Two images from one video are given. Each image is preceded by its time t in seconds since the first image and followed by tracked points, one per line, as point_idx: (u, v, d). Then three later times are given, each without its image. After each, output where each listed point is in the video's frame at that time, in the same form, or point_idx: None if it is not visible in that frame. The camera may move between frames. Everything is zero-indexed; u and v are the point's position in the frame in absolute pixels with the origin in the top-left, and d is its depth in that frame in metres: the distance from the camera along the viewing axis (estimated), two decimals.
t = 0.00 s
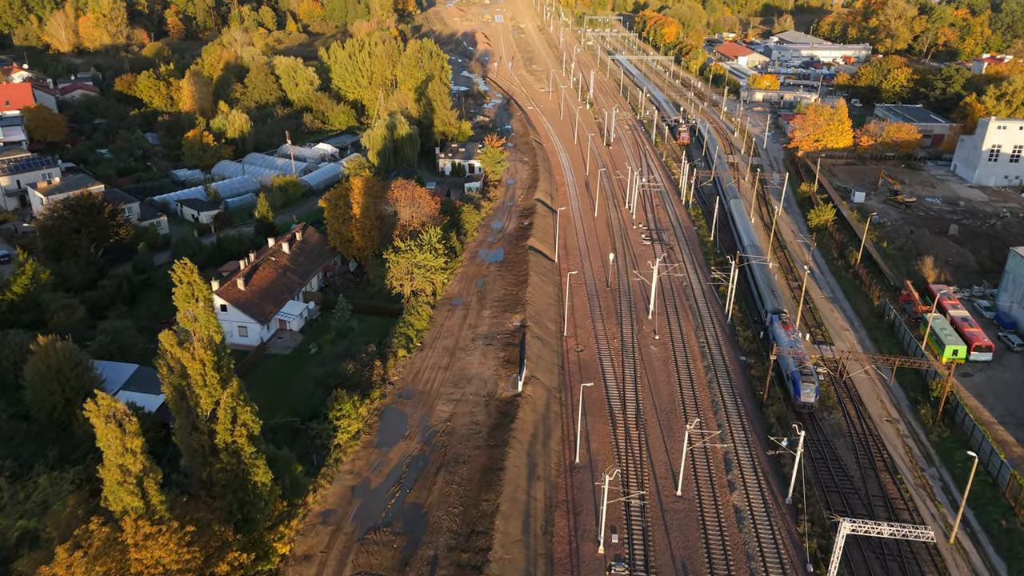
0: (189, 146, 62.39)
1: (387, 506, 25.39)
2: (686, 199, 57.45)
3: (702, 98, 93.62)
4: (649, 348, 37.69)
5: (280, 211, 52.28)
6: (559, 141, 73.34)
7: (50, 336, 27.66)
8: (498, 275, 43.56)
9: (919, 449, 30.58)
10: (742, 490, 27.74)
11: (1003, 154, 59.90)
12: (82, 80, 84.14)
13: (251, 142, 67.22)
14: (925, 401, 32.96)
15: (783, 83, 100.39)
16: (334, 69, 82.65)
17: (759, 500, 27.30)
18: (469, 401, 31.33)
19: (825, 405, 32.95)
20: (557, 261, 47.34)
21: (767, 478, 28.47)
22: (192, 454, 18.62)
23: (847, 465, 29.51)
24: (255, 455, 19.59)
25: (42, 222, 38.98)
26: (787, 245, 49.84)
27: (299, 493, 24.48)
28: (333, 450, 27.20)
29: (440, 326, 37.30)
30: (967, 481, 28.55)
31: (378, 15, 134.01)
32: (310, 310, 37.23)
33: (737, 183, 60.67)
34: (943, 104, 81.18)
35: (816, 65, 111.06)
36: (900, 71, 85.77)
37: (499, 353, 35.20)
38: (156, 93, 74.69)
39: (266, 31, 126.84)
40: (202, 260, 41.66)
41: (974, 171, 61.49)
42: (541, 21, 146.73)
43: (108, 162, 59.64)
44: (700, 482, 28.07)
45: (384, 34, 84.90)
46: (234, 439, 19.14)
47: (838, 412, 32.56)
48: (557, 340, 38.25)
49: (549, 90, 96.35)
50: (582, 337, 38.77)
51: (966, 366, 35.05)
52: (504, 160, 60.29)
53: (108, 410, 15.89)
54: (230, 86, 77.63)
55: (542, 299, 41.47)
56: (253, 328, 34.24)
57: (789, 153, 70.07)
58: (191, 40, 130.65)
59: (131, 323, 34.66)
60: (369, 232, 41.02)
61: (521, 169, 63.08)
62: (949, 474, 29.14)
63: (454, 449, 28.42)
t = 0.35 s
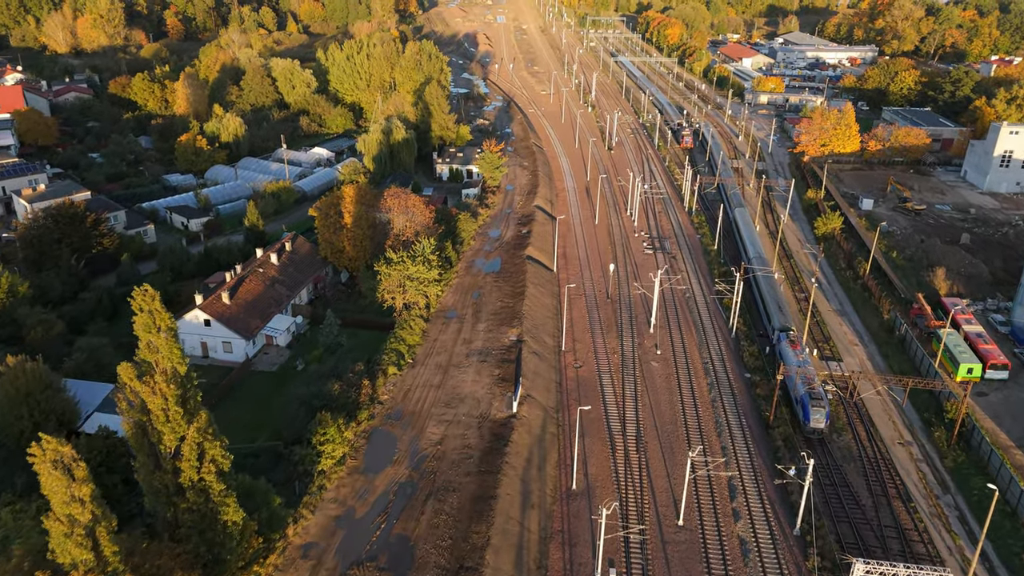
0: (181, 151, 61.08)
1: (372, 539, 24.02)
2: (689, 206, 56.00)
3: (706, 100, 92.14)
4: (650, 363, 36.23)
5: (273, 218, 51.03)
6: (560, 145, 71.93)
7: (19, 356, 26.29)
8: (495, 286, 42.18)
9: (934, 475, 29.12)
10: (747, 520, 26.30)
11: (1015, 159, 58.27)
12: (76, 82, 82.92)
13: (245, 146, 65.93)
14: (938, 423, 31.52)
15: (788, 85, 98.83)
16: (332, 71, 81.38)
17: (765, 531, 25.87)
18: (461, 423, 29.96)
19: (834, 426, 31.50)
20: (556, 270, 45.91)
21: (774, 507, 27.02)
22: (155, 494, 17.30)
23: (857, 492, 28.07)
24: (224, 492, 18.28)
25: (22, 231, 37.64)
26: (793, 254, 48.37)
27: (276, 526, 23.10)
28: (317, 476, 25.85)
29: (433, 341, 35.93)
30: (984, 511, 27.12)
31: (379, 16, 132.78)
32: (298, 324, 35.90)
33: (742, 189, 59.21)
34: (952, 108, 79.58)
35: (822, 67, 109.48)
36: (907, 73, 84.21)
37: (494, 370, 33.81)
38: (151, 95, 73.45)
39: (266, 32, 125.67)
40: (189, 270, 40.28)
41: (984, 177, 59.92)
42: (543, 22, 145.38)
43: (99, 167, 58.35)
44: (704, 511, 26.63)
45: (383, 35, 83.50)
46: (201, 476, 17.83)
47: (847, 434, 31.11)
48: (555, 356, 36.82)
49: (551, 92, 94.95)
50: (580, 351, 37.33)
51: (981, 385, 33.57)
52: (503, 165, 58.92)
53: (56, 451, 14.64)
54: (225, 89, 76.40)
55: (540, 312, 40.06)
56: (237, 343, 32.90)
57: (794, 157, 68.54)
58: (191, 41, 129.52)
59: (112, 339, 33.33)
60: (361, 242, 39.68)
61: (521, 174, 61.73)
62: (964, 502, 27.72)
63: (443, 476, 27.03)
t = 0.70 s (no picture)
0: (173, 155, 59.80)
1: None
2: (692, 213, 54.57)
3: (709, 103, 90.66)
4: (651, 380, 34.79)
5: (264, 225, 49.74)
6: (561, 149, 70.55)
7: None
8: (491, 297, 40.82)
9: (950, 504, 27.61)
10: (753, 554, 24.81)
11: None
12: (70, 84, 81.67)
13: (239, 151, 64.68)
14: (953, 448, 30.06)
15: (794, 88, 97.30)
16: (329, 73, 80.11)
17: (772, 564, 24.42)
18: (452, 447, 28.55)
19: (843, 450, 30.02)
20: (555, 281, 44.51)
21: (782, 539, 25.55)
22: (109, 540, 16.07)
23: (869, 523, 26.58)
24: (189, 536, 17.00)
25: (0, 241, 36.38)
26: (799, 264, 46.91)
27: (251, 563, 21.69)
28: (297, 507, 24.47)
29: (424, 357, 34.56)
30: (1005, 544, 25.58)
31: (380, 16, 131.43)
32: (284, 340, 34.57)
33: (746, 196, 57.75)
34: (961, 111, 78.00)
35: (828, 68, 107.89)
36: (915, 76, 82.64)
37: (487, 388, 32.40)
38: (145, 98, 72.21)
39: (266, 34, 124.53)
40: (174, 282, 39.04)
41: (996, 184, 58.30)
42: (545, 23, 143.89)
43: (88, 172, 57.03)
44: (707, 544, 25.16)
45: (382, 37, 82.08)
46: (162, 520, 16.53)
47: (857, 458, 29.67)
48: (552, 372, 35.40)
49: (552, 95, 93.54)
50: (578, 368, 35.89)
51: (997, 406, 32.08)
52: (501, 171, 57.60)
53: None
54: (220, 92, 75.15)
55: (537, 325, 38.67)
56: (220, 361, 31.59)
57: (800, 162, 67.05)
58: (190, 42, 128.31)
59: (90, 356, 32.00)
60: (351, 253, 38.35)
61: (520, 179, 60.38)
62: (982, 534, 26.22)
63: (431, 506, 25.55)
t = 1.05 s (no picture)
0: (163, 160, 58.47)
1: None
2: (694, 220, 53.12)
3: (713, 106, 89.16)
4: (651, 399, 33.34)
5: (254, 233, 48.40)
6: (560, 153, 69.13)
7: None
8: (486, 310, 39.44)
9: (966, 535, 26.14)
10: None
11: None
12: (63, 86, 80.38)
13: (232, 155, 63.34)
14: (968, 474, 28.62)
15: (798, 90, 95.74)
16: (326, 76, 78.80)
17: None
18: (441, 472, 27.18)
19: (852, 476, 28.55)
20: (552, 291, 43.08)
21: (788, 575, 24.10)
22: None
23: (881, 556, 25.09)
24: None
25: None
26: (805, 275, 45.45)
27: None
28: (274, 540, 23.07)
29: (414, 374, 33.19)
30: None
31: (380, 17, 129.97)
32: (268, 356, 33.20)
33: (750, 202, 56.31)
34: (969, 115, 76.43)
35: (833, 70, 106.32)
36: (922, 78, 81.06)
37: (479, 408, 31.00)
38: (138, 101, 70.91)
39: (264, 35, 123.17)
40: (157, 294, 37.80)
41: (1007, 191, 56.73)
42: (547, 23, 142.36)
43: (77, 177, 55.74)
44: None
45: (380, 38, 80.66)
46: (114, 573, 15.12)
47: (867, 484, 28.23)
48: (547, 390, 33.95)
49: (552, 97, 92.13)
50: (576, 385, 34.41)
51: (1013, 428, 30.61)
52: (499, 177, 56.26)
53: None
54: (215, 94, 73.83)
55: (533, 339, 37.27)
56: (201, 379, 30.23)
57: (805, 167, 65.57)
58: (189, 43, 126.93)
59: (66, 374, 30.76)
60: (340, 264, 37.00)
61: (518, 185, 59.01)
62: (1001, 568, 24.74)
63: (417, 538, 24.14)
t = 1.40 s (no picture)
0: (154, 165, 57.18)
1: None
2: (696, 228, 51.71)
3: (716, 108, 87.66)
4: (650, 419, 31.91)
5: (243, 241, 47.09)
6: (560, 158, 67.73)
7: None
8: (479, 323, 38.06)
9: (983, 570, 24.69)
10: None
11: None
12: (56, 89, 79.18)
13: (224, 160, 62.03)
14: (983, 502, 27.20)
15: (803, 92, 94.15)
16: (322, 78, 77.49)
17: None
18: (427, 501, 25.81)
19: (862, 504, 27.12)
20: (549, 303, 41.67)
21: None
22: None
23: None
24: None
25: None
26: (811, 286, 44.03)
27: None
28: None
29: (403, 393, 31.81)
30: None
31: (380, 17, 128.56)
32: (251, 374, 31.87)
33: (753, 209, 54.88)
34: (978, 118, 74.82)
35: (837, 72, 104.74)
36: (929, 81, 79.46)
37: (470, 431, 29.58)
38: (131, 103, 69.66)
39: (262, 36, 121.85)
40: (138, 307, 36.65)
41: (1017, 198, 55.15)
42: (549, 24, 140.89)
43: (64, 183, 54.48)
44: None
45: (377, 40, 79.34)
46: None
47: (877, 513, 26.81)
48: (542, 409, 32.52)
49: (553, 100, 90.71)
50: (572, 404, 32.93)
51: None
52: (496, 184, 54.97)
53: None
54: (208, 96, 72.55)
55: (528, 354, 35.87)
56: (179, 400, 28.93)
57: (810, 172, 64.08)
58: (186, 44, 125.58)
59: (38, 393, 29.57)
60: (329, 276, 35.69)
61: (516, 191, 57.63)
62: None
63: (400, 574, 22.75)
